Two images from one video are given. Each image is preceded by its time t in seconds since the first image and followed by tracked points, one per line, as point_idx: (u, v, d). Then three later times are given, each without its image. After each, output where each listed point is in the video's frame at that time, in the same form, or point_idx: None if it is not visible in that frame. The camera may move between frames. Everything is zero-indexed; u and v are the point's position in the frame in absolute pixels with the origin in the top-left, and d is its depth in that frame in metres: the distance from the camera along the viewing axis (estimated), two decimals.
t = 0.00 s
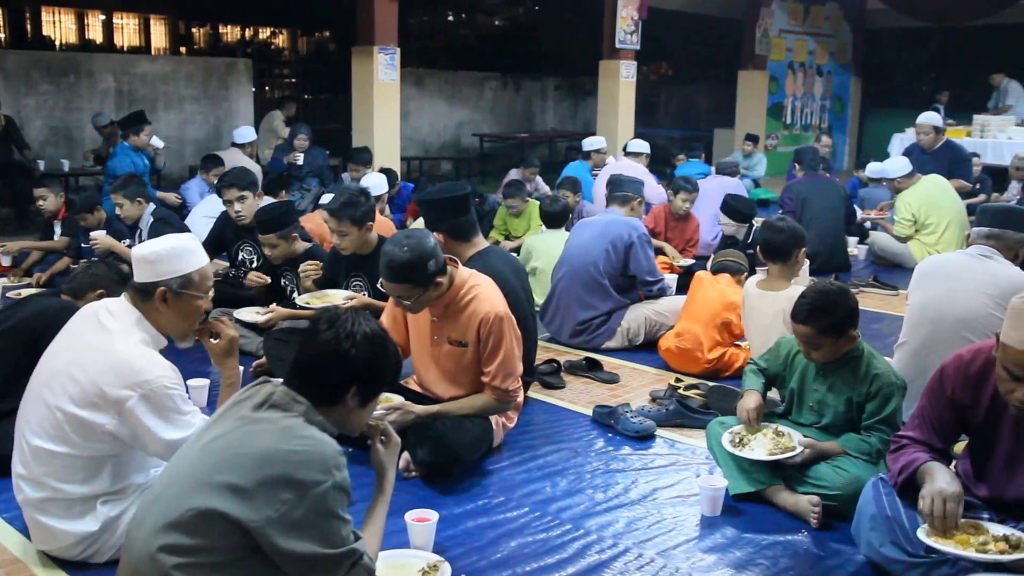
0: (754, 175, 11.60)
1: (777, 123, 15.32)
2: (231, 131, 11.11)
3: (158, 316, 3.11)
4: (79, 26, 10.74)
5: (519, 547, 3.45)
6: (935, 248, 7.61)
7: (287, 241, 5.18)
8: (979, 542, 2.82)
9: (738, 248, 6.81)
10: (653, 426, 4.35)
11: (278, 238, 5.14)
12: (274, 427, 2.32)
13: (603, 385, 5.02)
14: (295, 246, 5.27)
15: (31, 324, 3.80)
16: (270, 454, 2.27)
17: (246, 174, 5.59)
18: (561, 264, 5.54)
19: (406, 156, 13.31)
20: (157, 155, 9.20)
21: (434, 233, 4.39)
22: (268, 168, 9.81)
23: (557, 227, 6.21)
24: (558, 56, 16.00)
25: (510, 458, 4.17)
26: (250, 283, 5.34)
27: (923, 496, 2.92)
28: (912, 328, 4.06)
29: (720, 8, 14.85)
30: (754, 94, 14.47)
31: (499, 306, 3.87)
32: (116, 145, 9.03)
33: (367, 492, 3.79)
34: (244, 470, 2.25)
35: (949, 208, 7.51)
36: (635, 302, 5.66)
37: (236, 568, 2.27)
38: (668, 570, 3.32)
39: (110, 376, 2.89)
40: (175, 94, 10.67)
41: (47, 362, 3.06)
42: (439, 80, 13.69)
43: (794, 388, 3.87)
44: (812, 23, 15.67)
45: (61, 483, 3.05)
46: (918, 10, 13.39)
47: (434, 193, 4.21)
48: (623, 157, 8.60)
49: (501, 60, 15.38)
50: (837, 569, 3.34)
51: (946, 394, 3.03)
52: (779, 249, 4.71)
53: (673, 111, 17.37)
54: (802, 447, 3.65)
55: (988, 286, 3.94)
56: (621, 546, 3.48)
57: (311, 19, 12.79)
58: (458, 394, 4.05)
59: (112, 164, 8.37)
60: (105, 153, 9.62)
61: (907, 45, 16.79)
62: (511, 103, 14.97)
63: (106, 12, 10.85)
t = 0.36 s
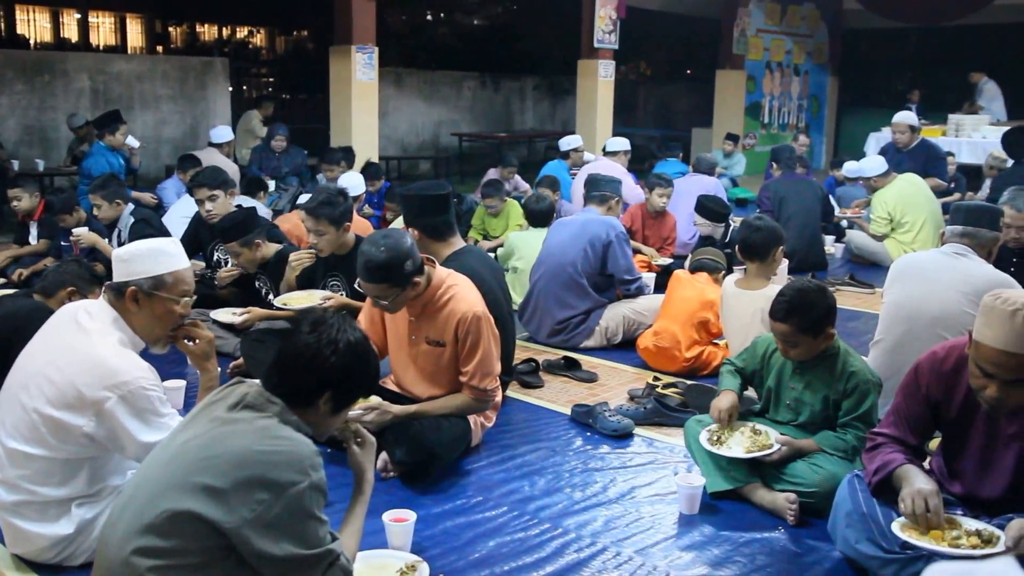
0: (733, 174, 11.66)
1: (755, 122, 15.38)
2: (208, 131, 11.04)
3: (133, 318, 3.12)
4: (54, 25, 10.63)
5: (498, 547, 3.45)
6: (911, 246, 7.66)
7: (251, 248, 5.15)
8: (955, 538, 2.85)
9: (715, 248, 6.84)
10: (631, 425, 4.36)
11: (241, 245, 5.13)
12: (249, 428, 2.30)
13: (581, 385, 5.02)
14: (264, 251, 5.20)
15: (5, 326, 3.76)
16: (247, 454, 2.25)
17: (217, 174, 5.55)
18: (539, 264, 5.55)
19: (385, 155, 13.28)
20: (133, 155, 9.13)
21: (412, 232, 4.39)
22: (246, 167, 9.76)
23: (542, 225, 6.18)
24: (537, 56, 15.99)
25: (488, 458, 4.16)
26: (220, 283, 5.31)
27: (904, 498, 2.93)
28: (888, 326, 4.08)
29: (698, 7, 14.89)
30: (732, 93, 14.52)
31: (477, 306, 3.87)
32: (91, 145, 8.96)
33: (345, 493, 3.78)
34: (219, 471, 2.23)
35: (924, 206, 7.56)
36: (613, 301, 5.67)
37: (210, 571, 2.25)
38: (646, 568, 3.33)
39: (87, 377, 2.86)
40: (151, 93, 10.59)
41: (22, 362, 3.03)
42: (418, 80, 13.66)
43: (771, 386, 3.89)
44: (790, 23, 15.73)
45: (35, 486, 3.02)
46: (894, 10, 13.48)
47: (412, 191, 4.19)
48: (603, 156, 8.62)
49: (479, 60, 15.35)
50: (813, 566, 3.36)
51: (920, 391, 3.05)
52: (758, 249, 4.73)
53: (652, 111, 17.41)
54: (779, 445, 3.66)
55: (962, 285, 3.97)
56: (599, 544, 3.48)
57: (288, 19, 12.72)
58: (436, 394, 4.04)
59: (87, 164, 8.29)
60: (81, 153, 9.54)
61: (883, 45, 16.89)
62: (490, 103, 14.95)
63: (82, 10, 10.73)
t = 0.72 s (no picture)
0: (709, 173, 11.70)
1: (732, 122, 15.45)
2: (185, 131, 10.98)
3: (106, 320, 3.10)
4: (28, 24, 10.52)
5: (475, 546, 3.45)
6: (885, 245, 7.73)
7: (224, 253, 5.16)
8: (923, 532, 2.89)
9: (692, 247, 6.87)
10: (609, 424, 4.37)
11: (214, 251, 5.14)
12: (224, 430, 2.29)
13: (559, 384, 5.03)
14: (240, 253, 5.21)
15: None
16: (223, 456, 2.24)
17: (187, 171, 5.49)
18: (517, 263, 5.57)
19: (363, 155, 13.26)
20: (109, 155, 9.06)
21: (389, 232, 4.38)
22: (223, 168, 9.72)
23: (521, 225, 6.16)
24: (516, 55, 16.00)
25: (466, 457, 4.16)
26: (197, 286, 5.28)
27: (876, 494, 2.95)
28: (863, 324, 4.10)
29: (675, 7, 14.94)
30: (709, 92, 14.59)
31: (454, 305, 3.87)
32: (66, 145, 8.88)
33: (322, 494, 3.77)
34: (193, 473, 2.22)
35: (900, 206, 7.64)
36: (592, 300, 5.67)
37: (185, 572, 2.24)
38: (624, 567, 3.34)
39: (60, 379, 2.84)
40: (127, 93, 10.51)
41: None
42: (396, 79, 13.64)
43: (747, 383, 3.90)
44: (766, 24, 15.80)
45: (8, 488, 2.99)
46: (869, 10, 13.58)
47: (389, 190, 4.18)
48: (581, 155, 8.65)
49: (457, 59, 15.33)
50: (789, 562, 3.38)
51: (894, 389, 3.08)
52: (737, 249, 4.76)
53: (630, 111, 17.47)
54: (756, 442, 3.69)
55: (936, 283, 4.00)
56: (577, 543, 3.49)
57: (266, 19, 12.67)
58: (413, 394, 4.04)
59: (62, 165, 8.22)
60: (55, 153, 9.46)
61: (859, 45, 17.03)
62: (468, 103, 14.97)
63: (56, 9, 10.63)
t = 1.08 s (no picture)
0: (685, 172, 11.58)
1: (709, 122, 15.53)
2: (161, 131, 10.93)
3: (80, 324, 3.09)
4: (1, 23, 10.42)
5: (453, 547, 3.45)
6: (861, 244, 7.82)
7: (202, 257, 5.13)
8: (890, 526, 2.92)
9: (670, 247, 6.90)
10: (586, 423, 4.38)
11: (190, 255, 5.12)
12: (198, 432, 2.28)
13: (536, 383, 5.03)
14: (217, 256, 5.17)
15: None
16: (196, 459, 2.23)
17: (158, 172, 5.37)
18: (493, 264, 5.56)
19: (341, 155, 13.25)
20: (84, 156, 9.00)
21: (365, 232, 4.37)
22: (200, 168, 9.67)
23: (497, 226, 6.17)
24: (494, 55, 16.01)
25: (443, 458, 4.16)
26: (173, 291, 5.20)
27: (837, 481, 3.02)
28: (839, 322, 4.12)
29: (652, 8, 14.99)
30: (686, 93, 14.67)
31: (431, 306, 3.87)
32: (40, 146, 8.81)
33: (298, 495, 3.76)
34: (167, 475, 2.20)
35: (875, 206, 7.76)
36: (568, 300, 5.69)
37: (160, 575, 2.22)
38: (601, 566, 3.34)
39: (32, 382, 2.81)
40: (102, 93, 10.44)
41: None
42: (374, 79, 13.63)
43: (723, 381, 3.92)
44: (742, 24, 15.88)
45: None
46: (844, 11, 13.68)
47: (365, 190, 4.17)
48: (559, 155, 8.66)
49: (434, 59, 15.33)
50: (765, 560, 3.40)
51: (866, 387, 3.11)
52: (715, 249, 4.81)
53: (607, 111, 17.52)
54: (731, 441, 3.71)
55: (912, 282, 4.03)
56: (554, 543, 3.50)
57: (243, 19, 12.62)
58: (389, 394, 4.03)
59: (36, 165, 8.16)
60: (30, 154, 9.39)
61: (834, 46, 17.16)
62: (446, 103, 14.98)
63: (30, 8, 10.53)
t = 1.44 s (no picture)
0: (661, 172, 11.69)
1: (686, 122, 15.60)
2: (136, 132, 10.85)
3: (53, 327, 3.06)
4: None
5: (430, 547, 3.45)
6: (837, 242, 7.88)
7: (183, 258, 5.08)
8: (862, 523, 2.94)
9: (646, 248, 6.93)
10: (562, 423, 4.39)
11: (171, 259, 5.05)
12: (171, 434, 2.27)
13: (513, 383, 5.04)
14: (196, 256, 5.14)
15: None
16: (169, 462, 2.22)
17: (127, 174, 5.39)
18: (470, 264, 5.55)
19: (318, 156, 13.20)
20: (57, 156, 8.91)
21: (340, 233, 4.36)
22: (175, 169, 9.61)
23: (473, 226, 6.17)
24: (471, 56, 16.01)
25: (420, 458, 4.15)
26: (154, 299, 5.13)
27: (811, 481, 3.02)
28: (815, 320, 4.14)
29: (628, 8, 15.03)
30: (662, 94, 14.72)
31: (407, 306, 3.86)
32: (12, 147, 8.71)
33: (274, 497, 3.75)
34: (140, 477, 2.19)
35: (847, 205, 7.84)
36: (544, 300, 5.71)
37: None
38: (577, 565, 3.35)
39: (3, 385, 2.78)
40: (75, 93, 10.35)
41: None
42: (351, 79, 13.59)
43: (699, 380, 3.93)
44: (718, 25, 15.95)
45: None
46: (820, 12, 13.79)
47: (340, 191, 4.16)
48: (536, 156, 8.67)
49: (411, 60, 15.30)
50: (741, 558, 3.42)
51: (838, 386, 3.13)
52: (691, 249, 4.84)
53: (585, 111, 17.55)
54: (707, 438, 3.72)
55: (884, 282, 4.07)
56: (530, 542, 3.50)
57: (218, 19, 12.55)
58: (366, 395, 4.03)
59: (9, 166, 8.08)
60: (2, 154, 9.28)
61: (809, 46, 17.28)
62: (423, 103, 14.97)
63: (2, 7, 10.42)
